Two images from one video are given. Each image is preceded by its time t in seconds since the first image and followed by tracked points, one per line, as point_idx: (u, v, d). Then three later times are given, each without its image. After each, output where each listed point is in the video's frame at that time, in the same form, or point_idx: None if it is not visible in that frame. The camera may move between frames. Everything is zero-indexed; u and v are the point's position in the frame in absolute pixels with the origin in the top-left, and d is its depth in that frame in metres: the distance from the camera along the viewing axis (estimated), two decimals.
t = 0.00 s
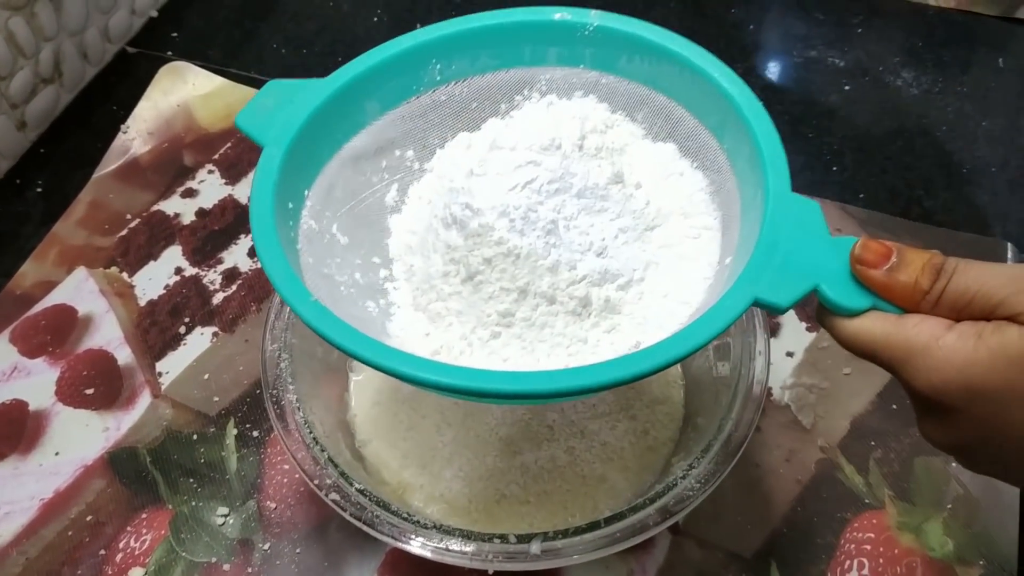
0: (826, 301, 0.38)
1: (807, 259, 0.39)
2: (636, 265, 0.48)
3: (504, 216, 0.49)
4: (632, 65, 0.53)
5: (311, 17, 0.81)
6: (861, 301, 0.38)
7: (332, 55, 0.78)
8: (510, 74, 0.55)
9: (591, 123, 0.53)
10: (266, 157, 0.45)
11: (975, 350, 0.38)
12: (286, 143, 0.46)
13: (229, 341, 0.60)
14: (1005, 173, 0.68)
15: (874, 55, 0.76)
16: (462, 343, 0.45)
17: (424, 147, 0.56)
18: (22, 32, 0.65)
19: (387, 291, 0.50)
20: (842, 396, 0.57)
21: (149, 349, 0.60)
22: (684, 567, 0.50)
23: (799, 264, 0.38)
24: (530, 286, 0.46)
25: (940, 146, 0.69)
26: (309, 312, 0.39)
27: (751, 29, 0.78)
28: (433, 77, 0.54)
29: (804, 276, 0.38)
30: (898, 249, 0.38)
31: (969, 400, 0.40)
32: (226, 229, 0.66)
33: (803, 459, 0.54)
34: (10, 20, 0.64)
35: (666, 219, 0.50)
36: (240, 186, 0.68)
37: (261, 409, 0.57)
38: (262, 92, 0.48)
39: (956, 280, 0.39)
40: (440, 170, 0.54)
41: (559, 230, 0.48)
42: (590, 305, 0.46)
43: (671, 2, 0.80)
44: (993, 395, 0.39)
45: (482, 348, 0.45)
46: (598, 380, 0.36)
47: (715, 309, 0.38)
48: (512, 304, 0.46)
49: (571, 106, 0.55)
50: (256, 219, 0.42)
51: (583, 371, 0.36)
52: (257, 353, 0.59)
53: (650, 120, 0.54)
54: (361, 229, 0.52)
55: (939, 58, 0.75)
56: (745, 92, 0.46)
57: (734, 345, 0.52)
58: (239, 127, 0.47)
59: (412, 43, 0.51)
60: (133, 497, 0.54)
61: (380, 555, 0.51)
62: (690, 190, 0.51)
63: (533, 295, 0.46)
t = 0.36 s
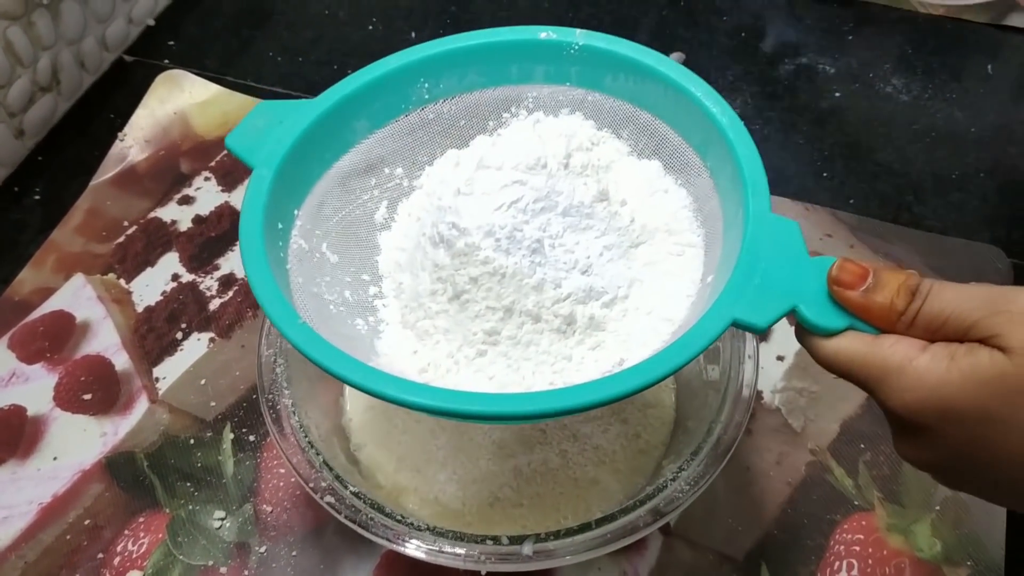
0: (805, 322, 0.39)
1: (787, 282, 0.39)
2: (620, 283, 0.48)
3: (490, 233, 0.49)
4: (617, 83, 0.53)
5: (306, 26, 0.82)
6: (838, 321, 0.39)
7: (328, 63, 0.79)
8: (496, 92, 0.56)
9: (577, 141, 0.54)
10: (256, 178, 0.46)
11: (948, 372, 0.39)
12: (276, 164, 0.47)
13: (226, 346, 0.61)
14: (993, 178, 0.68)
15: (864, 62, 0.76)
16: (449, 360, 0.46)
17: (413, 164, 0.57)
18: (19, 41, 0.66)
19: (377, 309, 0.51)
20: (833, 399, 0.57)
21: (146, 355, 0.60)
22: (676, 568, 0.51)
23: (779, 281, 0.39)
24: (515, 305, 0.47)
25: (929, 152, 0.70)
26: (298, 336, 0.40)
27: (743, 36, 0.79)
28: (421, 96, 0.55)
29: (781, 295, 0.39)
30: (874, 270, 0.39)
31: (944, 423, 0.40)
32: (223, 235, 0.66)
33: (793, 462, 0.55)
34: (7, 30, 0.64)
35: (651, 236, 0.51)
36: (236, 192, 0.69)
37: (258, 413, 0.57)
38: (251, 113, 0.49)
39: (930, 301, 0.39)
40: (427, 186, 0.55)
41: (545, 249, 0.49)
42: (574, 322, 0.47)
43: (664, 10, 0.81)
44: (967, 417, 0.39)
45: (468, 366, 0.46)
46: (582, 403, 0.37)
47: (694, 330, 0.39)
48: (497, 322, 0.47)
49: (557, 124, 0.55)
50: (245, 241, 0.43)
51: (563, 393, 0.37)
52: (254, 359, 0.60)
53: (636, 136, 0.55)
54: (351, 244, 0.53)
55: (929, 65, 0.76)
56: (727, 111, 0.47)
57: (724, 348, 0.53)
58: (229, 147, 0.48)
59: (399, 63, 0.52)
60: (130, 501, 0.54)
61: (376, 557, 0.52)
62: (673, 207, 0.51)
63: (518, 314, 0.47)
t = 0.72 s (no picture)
0: (819, 326, 0.40)
1: (802, 285, 0.40)
2: (639, 284, 0.49)
3: (515, 232, 0.50)
4: (640, 88, 0.55)
5: (309, 32, 0.83)
6: (850, 326, 0.40)
7: (331, 70, 0.80)
8: (521, 94, 0.57)
9: (599, 144, 0.55)
10: (285, 171, 0.47)
11: (959, 379, 0.40)
12: (306, 157, 0.48)
13: (233, 348, 0.62)
14: (985, 182, 0.70)
15: (859, 67, 0.78)
16: (471, 356, 0.47)
17: (438, 162, 0.58)
18: (29, 48, 0.67)
19: (398, 300, 0.52)
20: (829, 397, 0.58)
21: (154, 356, 0.62)
22: (676, 563, 0.52)
23: (794, 287, 0.40)
24: (535, 303, 0.48)
25: (923, 155, 0.71)
26: (323, 321, 0.41)
27: (739, 42, 0.80)
28: (448, 95, 0.56)
29: (798, 300, 0.40)
30: (890, 278, 0.39)
31: (954, 428, 0.41)
32: (229, 239, 0.67)
33: (790, 459, 0.56)
34: (17, 37, 0.65)
35: (670, 238, 0.52)
36: (242, 196, 0.70)
37: (264, 413, 0.59)
38: (282, 106, 0.50)
39: (944, 309, 0.40)
40: (449, 185, 0.56)
41: (566, 248, 0.50)
42: (593, 320, 0.48)
43: (661, 16, 0.82)
44: (976, 423, 0.40)
45: (488, 360, 0.47)
46: (598, 398, 0.38)
47: (711, 331, 0.40)
48: (517, 319, 0.48)
49: (580, 128, 0.57)
50: (275, 233, 0.44)
51: (580, 388, 0.38)
52: (260, 359, 0.61)
53: (658, 143, 0.56)
54: (376, 237, 0.54)
55: (922, 70, 0.77)
56: (748, 119, 0.48)
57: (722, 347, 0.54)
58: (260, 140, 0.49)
59: (428, 63, 0.53)
60: (140, 498, 0.55)
61: (381, 553, 0.53)
62: (692, 212, 0.53)
63: (539, 311, 0.48)
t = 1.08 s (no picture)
0: (823, 332, 0.41)
1: (808, 290, 0.41)
2: (644, 284, 0.50)
3: (523, 232, 0.51)
4: (650, 88, 0.55)
5: (310, 36, 0.83)
6: (854, 333, 0.40)
7: (331, 73, 0.80)
8: (530, 89, 0.57)
9: (607, 142, 0.56)
10: (292, 163, 0.48)
11: (963, 390, 0.40)
12: (313, 149, 0.48)
13: (235, 349, 0.62)
14: (982, 184, 0.70)
15: (856, 70, 0.78)
16: (475, 350, 0.47)
17: (445, 156, 0.59)
18: (31, 51, 0.67)
19: (402, 295, 0.52)
20: (827, 398, 0.59)
21: (157, 357, 0.62)
22: (675, 562, 0.52)
23: (800, 294, 0.41)
24: (541, 301, 0.49)
25: (919, 158, 0.72)
26: (328, 316, 0.42)
27: (737, 46, 0.81)
28: (456, 90, 0.56)
29: (803, 306, 0.40)
30: (896, 286, 0.40)
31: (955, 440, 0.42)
32: (231, 241, 0.68)
33: (789, 460, 0.56)
34: (20, 41, 0.66)
35: (675, 238, 0.52)
36: (243, 199, 0.70)
37: (266, 414, 0.59)
38: (292, 97, 0.50)
39: (949, 319, 0.41)
40: (455, 182, 0.57)
41: (572, 246, 0.51)
42: (597, 320, 0.48)
43: (660, 20, 0.83)
44: (978, 435, 0.41)
45: (491, 357, 0.47)
46: (602, 398, 0.38)
47: (716, 334, 0.41)
48: (522, 316, 0.48)
49: (587, 127, 0.57)
50: (281, 226, 0.45)
51: (583, 388, 0.39)
52: (262, 361, 0.61)
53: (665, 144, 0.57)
54: (381, 233, 0.54)
55: (919, 73, 0.77)
56: (756, 120, 0.49)
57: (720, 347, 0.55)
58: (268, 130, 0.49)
59: (436, 58, 0.54)
60: (143, 499, 0.56)
61: (382, 552, 0.53)
62: (698, 213, 0.53)
63: (545, 309, 0.48)
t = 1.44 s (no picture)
0: (816, 347, 0.41)
1: (801, 304, 0.41)
2: (639, 293, 0.51)
3: (521, 243, 0.53)
4: (648, 92, 0.55)
5: (311, 39, 0.84)
6: (848, 347, 0.40)
7: (332, 75, 0.81)
8: (529, 93, 0.58)
9: (604, 148, 0.57)
10: (287, 164, 0.48)
11: (955, 408, 0.40)
12: (308, 152, 0.49)
13: (236, 349, 0.62)
14: (979, 185, 0.70)
15: (854, 73, 0.78)
16: (470, 354, 0.48)
17: (442, 159, 0.59)
18: (33, 54, 0.68)
19: (396, 299, 0.53)
20: (825, 398, 0.59)
21: (158, 357, 0.62)
22: (674, 561, 0.52)
23: (794, 308, 0.41)
24: (535, 310, 0.50)
25: (917, 160, 0.72)
26: (318, 321, 0.42)
27: (736, 48, 0.81)
28: (454, 93, 0.57)
29: (796, 322, 0.41)
30: (888, 300, 0.40)
31: (948, 463, 0.41)
32: (232, 242, 0.68)
33: (788, 459, 0.56)
34: (22, 43, 0.66)
35: (671, 245, 0.53)
36: (244, 201, 0.71)
37: (267, 414, 0.59)
38: (289, 99, 0.50)
39: (941, 336, 0.41)
40: (451, 184, 0.58)
41: (567, 254, 0.52)
42: (590, 328, 0.49)
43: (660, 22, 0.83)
44: (970, 457, 0.40)
45: (483, 363, 0.48)
46: (596, 408, 0.39)
47: (709, 347, 0.41)
48: (515, 323, 0.49)
49: (584, 135, 0.58)
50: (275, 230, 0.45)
51: (575, 399, 0.39)
52: (263, 361, 0.62)
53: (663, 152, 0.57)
54: (375, 239, 0.55)
55: (917, 75, 0.78)
56: (754, 129, 0.49)
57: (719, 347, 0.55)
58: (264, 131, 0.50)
59: (433, 60, 0.54)
60: (144, 498, 0.56)
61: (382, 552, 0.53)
62: (694, 221, 0.53)
63: (540, 317, 0.49)
